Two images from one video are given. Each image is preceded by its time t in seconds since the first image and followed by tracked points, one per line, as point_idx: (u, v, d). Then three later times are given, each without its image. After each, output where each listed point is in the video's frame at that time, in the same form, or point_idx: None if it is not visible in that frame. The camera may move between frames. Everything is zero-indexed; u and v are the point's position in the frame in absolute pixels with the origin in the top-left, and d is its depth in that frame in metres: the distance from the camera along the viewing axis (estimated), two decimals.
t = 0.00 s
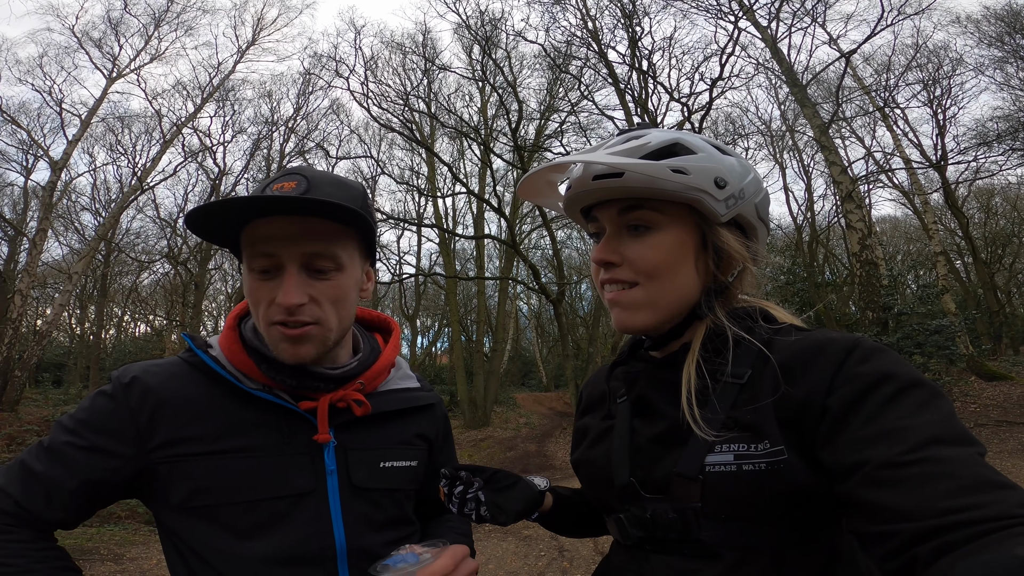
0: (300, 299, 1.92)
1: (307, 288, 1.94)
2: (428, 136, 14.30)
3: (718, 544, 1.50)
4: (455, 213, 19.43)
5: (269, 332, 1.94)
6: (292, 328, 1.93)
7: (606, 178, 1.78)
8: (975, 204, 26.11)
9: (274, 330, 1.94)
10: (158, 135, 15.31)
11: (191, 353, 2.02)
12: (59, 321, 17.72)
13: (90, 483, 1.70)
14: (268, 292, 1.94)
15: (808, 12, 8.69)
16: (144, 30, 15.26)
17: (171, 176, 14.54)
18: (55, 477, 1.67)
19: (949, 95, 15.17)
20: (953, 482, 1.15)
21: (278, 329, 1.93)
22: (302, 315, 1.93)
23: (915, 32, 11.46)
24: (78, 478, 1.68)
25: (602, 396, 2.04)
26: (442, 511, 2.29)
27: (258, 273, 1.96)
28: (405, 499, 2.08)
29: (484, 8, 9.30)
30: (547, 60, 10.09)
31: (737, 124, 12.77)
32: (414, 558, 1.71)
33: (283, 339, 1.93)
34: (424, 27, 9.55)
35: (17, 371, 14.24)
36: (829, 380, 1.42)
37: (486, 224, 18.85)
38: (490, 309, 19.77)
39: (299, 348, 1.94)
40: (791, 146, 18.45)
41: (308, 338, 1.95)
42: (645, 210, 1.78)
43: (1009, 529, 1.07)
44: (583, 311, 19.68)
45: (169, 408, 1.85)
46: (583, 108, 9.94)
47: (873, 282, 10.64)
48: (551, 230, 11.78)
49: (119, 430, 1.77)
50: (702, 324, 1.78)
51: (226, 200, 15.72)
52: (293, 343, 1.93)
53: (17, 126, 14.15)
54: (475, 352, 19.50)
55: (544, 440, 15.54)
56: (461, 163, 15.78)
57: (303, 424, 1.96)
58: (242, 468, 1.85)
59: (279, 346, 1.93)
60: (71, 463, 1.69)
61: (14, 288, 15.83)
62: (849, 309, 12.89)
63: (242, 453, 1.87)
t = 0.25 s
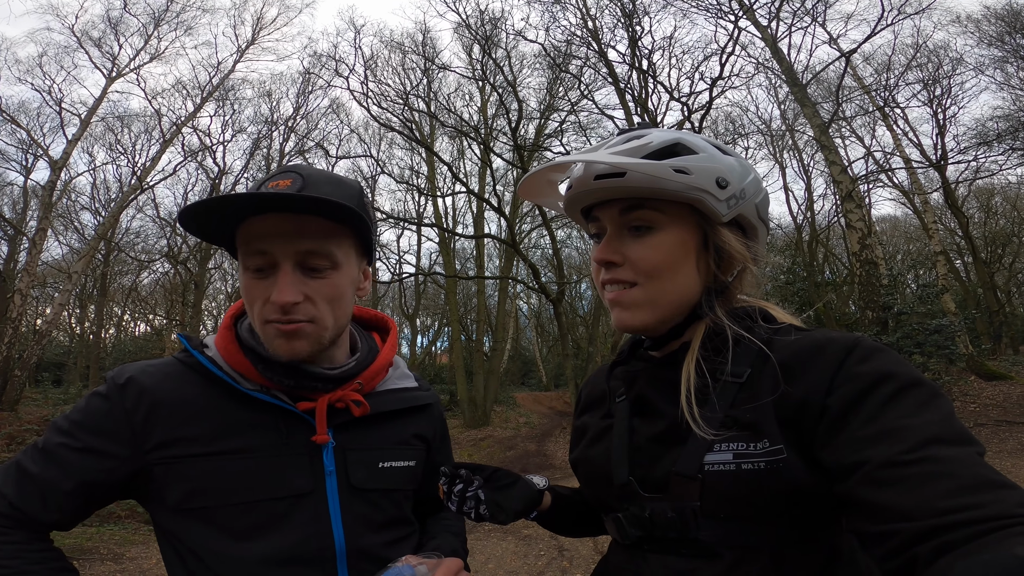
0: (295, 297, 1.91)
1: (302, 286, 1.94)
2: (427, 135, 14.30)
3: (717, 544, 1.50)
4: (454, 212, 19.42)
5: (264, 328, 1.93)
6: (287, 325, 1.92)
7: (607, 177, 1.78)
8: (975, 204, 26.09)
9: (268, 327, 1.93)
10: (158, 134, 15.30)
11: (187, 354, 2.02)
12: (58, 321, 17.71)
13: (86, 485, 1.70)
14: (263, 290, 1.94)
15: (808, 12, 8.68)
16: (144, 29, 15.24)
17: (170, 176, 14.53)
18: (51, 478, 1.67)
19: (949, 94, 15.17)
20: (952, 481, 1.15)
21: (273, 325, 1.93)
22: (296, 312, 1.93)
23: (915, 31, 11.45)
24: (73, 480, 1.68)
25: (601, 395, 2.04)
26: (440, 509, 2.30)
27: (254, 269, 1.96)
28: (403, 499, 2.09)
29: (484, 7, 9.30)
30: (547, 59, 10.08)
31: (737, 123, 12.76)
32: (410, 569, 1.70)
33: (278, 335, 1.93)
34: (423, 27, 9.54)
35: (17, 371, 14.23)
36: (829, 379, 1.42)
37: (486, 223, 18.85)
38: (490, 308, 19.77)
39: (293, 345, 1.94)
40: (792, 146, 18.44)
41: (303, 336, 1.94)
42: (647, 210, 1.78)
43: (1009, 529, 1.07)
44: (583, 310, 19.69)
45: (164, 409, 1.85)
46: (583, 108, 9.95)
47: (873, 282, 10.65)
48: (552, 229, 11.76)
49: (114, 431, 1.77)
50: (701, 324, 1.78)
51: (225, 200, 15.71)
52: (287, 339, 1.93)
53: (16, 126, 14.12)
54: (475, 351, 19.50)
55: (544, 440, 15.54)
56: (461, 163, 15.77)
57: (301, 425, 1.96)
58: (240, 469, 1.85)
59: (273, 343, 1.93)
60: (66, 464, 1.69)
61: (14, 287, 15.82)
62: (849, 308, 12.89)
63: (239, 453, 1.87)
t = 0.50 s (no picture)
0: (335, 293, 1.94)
1: (338, 282, 1.97)
2: (427, 135, 14.32)
3: (716, 547, 1.50)
4: (455, 211, 19.41)
5: (295, 325, 1.92)
6: (324, 322, 1.95)
7: (607, 181, 1.77)
8: (975, 203, 26.10)
9: (300, 324, 1.93)
10: (157, 134, 15.29)
11: (181, 359, 2.02)
12: (58, 320, 17.70)
13: (82, 491, 1.71)
14: (300, 286, 1.93)
15: (808, 11, 8.68)
16: (143, 29, 15.22)
17: (170, 175, 14.53)
18: (48, 484, 1.68)
19: (950, 94, 15.15)
20: (951, 483, 1.15)
21: (306, 323, 1.93)
22: (335, 311, 1.97)
23: (916, 31, 11.44)
24: (69, 486, 1.69)
25: (600, 397, 2.04)
26: (438, 510, 2.30)
27: (285, 265, 1.94)
28: (401, 501, 2.09)
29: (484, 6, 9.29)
30: (547, 58, 10.08)
31: (737, 122, 12.76)
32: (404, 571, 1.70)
33: (313, 331, 1.94)
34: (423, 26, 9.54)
35: (16, 370, 14.22)
36: (826, 382, 1.43)
37: (486, 223, 18.85)
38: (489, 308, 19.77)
39: (326, 343, 1.96)
40: (792, 146, 18.45)
41: (334, 332, 1.97)
42: (648, 213, 1.77)
43: (1008, 531, 1.07)
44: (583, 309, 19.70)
45: (159, 415, 1.84)
46: (583, 107, 9.94)
47: (873, 280, 10.66)
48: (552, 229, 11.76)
49: (111, 437, 1.76)
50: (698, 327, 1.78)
51: (225, 199, 15.69)
52: (321, 336, 1.95)
53: (16, 125, 14.11)
54: (475, 350, 19.52)
55: (544, 439, 15.54)
56: (461, 162, 15.77)
57: (298, 429, 1.96)
58: (238, 475, 1.85)
59: (307, 340, 1.94)
60: (62, 471, 1.70)
61: (13, 287, 15.81)
62: (849, 308, 12.91)
63: (237, 458, 1.87)
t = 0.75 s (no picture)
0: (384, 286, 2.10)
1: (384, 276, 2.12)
2: (427, 133, 14.31)
3: (715, 546, 1.50)
4: (454, 209, 19.40)
5: (347, 314, 2.03)
6: (370, 311, 2.08)
7: (609, 180, 1.77)
8: (974, 202, 26.10)
9: (350, 314, 2.04)
10: (156, 131, 15.27)
11: (173, 358, 2.01)
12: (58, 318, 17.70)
13: (77, 494, 1.71)
14: (355, 275, 2.04)
15: (809, 10, 8.66)
16: (143, 27, 15.18)
17: (170, 173, 14.51)
18: (40, 489, 1.68)
19: (950, 93, 15.14)
20: (950, 482, 1.15)
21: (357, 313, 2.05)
22: (379, 302, 2.11)
23: (916, 30, 11.42)
24: (62, 490, 1.69)
25: (600, 396, 2.04)
26: (436, 507, 2.31)
27: (338, 258, 2.03)
28: (400, 499, 2.09)
29: (484, 4, 9.27)
30: (547, 57, 10.06)
31: (737, 121, 12.76)
32: (407, 566, 1.71)
33: (360, 320, 2.05)
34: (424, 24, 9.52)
35: (16, 368, 14.23)
36: (827, 381, 1.43)
37: (485, 221, 18.83)
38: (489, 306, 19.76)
39: (368, 332, 2.08)
40: (792, 145, 18.44)
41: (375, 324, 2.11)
42: (650, 212, 1.77)
43: (1007, 530, 1.07)
44: (583, 308, 19.70)
45: (153, 418, 1.84)
46: (583, 105, 9.92)
47: (873, 280, 10.66)
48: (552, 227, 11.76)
49: (104, 440, 1.76)
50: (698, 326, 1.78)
51: (224, 197, 15.67)
52: (366, 325, 2.07)
53: (15, 123, 14.09)
54: (475, 348, 19.52)
55: (544, 437, 15.56)
56: (461, 161, 15.76)
57: (298, 428, 1.96)
58: (237, 476, 1.85)
59: (355, 329, 2.05)
60: (54, 475, 1.70)
61: (13, 284, 15.79)
62: (848, 307, 12.92)
63: (236, 459, 1.87)
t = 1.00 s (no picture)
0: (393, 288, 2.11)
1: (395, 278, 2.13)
2: (426, 131, 14.29)
3: (715, 545, 1.50)
4: (453, 207, 19.36)
5: (356, 314, 2.03)
6: (378, 311, 2.08)
7: (621, 175, 1.75)
8: (973, 202, 26.12)
9: (360, 316, 2.04)
10: (155, 129, 15.23)
11: (182, 354, 2.01)
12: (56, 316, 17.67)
13: (82, 492, 1.70)
14: (364, 276, 2.05)
15: (810, 9, 8.64)
16: (142, 25, 15.14)
17: (168, 171, 14.48)
18: (46, 487, 1.67)
19: (950, 92, 15.14)
20: (948, 482, 1.15)
21: (366, 315, 2.05)
22: (387, 302, 2.12)
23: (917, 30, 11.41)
24: (68, 488, 1.68)
25: (599, 394, 2.04)
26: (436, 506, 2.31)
27: (350, 259, 2.03)
28: (402, 497, 2.09)
29: (484, 2, 9.25)
30: (547, 55, 10.04)
31: (737, 120, 12.76)
32: (414, 561, 1.71)
33: (368, 319, 2.06)
34: (423, 22, 9.50)
35: (15, 366, 14.20)
36: (826, 381, 1.43)
37: (485, 219, 18.82)
38: (488, 304, 19.76)
39: (375, 332, 2.08)
40: (792, 144, 18.43)
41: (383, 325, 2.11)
42: (661, 208, 1.76)
43: (1004, 530, 1.07)
44: (582, 306, 19.71)
45: (162, 415, 1.84)
46: (583, 104, 9.91)
47: (872, 279, 10.66)
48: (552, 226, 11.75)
49: (111, 438, 1.75)
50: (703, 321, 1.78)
51: (223, 195, 15.65)
52: (374, 324, 2.07)
53: (13, 121, 14.04)
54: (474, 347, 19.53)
55: (542, 436, 15.58)
56: (461, 160, 15.74)
57: (302, 425, 1.96)
58: (244, 471, 1.85)
59: (364, 330, 2.04)
60: (59, 474, 1.68)
61: (11, 282, 15.77)
62: (847, 306, 12.94)
63: (241, 456, 1.87)
